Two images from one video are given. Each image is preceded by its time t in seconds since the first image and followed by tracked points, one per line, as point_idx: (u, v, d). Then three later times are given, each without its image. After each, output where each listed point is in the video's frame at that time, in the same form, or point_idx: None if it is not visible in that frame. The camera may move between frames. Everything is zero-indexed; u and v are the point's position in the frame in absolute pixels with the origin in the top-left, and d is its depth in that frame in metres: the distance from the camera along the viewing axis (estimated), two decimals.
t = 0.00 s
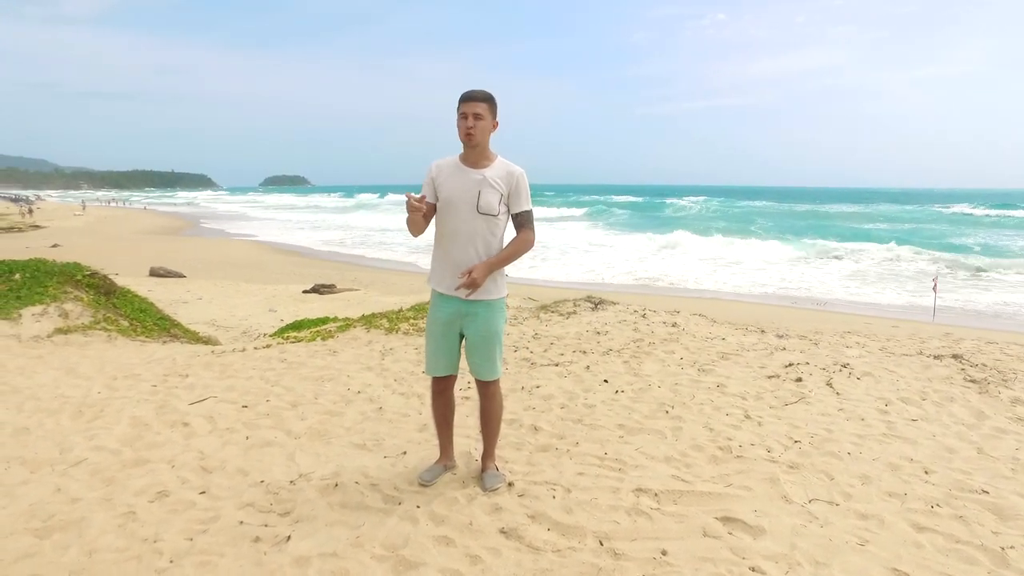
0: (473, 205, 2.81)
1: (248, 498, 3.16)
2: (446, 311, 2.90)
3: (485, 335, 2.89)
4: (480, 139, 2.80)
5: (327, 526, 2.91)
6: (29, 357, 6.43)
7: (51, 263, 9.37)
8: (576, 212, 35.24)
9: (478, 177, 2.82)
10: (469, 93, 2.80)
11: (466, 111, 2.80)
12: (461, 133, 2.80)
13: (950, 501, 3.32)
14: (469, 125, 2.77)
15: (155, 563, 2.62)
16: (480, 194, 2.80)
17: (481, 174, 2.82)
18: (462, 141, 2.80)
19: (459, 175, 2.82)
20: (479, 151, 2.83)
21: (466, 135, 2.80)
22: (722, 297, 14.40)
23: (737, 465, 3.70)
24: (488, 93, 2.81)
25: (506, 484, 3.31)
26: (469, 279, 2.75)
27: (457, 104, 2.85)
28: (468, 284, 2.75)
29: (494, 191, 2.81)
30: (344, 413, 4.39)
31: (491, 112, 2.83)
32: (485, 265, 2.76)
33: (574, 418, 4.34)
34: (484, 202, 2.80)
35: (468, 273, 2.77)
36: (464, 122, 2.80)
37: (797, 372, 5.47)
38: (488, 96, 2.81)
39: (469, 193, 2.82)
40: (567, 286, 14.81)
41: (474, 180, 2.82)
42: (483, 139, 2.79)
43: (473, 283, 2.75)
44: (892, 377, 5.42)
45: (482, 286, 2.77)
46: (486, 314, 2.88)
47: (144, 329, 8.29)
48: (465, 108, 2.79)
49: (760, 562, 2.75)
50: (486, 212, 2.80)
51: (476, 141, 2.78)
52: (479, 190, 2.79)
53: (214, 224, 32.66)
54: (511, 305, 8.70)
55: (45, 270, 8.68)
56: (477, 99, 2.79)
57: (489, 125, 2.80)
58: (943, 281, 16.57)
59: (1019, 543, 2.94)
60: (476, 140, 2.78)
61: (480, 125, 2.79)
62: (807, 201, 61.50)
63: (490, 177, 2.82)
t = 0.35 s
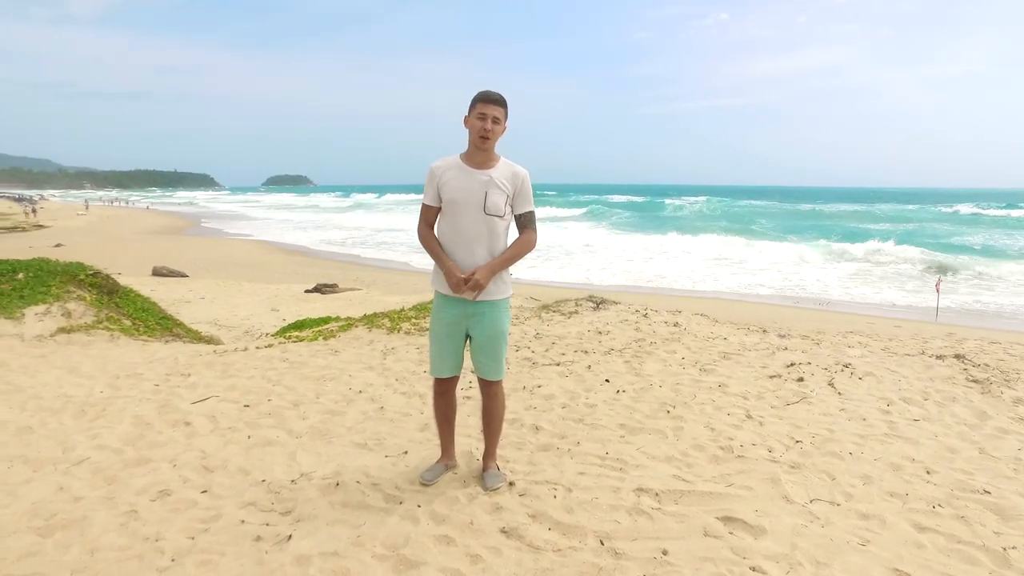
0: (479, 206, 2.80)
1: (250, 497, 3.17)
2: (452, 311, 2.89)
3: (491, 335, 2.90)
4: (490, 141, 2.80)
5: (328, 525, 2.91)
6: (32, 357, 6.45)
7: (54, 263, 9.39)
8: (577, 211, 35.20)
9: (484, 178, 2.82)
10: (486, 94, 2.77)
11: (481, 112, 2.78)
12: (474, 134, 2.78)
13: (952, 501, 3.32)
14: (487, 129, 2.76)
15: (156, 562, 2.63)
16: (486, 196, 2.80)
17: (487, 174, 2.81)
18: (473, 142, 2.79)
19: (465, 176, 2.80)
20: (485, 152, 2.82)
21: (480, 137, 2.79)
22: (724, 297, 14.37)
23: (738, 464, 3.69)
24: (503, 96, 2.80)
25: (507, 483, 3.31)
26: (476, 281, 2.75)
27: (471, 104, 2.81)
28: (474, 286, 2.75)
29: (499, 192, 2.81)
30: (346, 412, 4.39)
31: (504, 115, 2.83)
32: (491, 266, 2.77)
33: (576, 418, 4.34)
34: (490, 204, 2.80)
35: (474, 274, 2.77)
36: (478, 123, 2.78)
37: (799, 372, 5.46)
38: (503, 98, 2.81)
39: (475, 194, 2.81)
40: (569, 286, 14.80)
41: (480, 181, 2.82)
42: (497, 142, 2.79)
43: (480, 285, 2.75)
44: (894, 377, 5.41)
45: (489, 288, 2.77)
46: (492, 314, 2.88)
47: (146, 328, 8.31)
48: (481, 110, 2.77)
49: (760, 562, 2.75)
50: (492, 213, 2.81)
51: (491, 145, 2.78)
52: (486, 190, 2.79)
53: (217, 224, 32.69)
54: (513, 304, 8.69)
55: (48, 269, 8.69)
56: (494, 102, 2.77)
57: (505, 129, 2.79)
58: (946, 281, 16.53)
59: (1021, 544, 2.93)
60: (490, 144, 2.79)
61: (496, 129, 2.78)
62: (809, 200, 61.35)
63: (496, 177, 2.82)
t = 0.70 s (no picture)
0: (488, 208, 2.79)
1: (251, 496, 3.17)
2: (458, 311, 2.88)
3: (496, 335, 2.89)
4: (495, 142, 2.79)
5: (329, 525, 2.91)
6: (33, 356, 6.46)
7: (56, 262, 9.41)
8: (579, 211, 35.17)
9: (493, 179, 2.80)
10: (482, 96, 2.77)
11: (479, 114, 2.77)
12: (474, 136, 2.78)
13: (954, 501, 3.31)
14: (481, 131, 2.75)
15: (158, 561, 2.62)
16: (496, 197, 2.79)
17: (497, 175, 2.80)
18: (476, 144, 2.78)
19: (474, 177, 2.79)
20: (493, 152, 2.81)
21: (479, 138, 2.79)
22: (725, 297, 14.35)
23: (739, 464, 3.69)
24: (502, 95, 2.77)
25: (508, 483, 3.31)
26: (485, 284, 2.74)
27: (470, 107, 2.83)
28: (483, 289, 2.74)
29: (509, 193, 2.80)
30: (347, 412, 4.39)
31: (504, 115, 2.80)
32: (501, 269, 2.76)
33: (577, 418, 4.34)
34: (500, 205, 2.78)
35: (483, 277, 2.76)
36: (476, 126, 2.79)
37: (800, 372, 5.45)
38: (502, 98, 2.77)
39: (484, 195, 2.80)
40: (570, 285, 14.78)
41: (489, 182, 2.80)
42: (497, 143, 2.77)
43: (490, 288, 2.74)
44: (896, 377, 5.40)
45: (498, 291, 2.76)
46: (499, 315, 2.87)
47: (148, 327, 8.32)
48: (478, 112, 2.77)
49: (762, 563, 2.75)
50: (502, 215, 2.79)
51: (489, 145, 2.76)
52: (495, 191, 2.78)
53: (218, 224, 32.67)
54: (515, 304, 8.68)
55: (50, 268, 8.70)
56: (490, 102, 2.76)
57: (503, 130, 2.77)
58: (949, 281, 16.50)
59: None
60: (489, 144, 2.77)
61: (492, 130, 2.76)
62: (811, 200, 61.24)
63: (505, 178, 2.81)
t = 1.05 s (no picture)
0: (489, 209, 2.77)
1: (251, 496, 3.17)
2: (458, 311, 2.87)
3: (497, 338, 2.87)
4: (497, 141, 2.75)
5: (329, 525, 2.91)
6: (34, 356, 6.47)
7: (57, 262, 9.43)
8: (579, 211, 35.19)
9: (496, 179, 2.77)
10: (482, 93, 2.74)
11: (479, 111, 2.75)
12: (475, 135, 2.76)
13: (955, 502, 3.30)
14: (478, 128, 2.72)
15: (157, 561, 2.62)
16: (498, 198, 2.76)
17: (500, 176, 2.77)
18: (476, 142, 2.76)
19: (477, 177, 2.78)
20: (496, 151, 2.77)
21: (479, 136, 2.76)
22: (726, 297, 14.35)
23: (740, 464, 3.68)
24: (502, 92, 2.73)
25: (508, 484, 3.30)
26: (481, 286, 2.72)
27: (472, 104, 2.81)
28: (478, 291, 2.72)
29: (511, 195, 2.76)
30: (347, 412, 4.39)
31: (505, 111, 2.75)
32: (499, 271, 2.73)
33: (577, 417, 4.33)
34: (501, 206, 2.76)
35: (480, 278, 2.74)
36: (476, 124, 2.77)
37: (801, 372, 5.45)
38: (502, 95, 2.73)
39: (487, 196, 2.78)
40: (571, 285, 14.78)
41: (492, 182, 2.77)
42: (497, 141, 2.73)
43: (485, 290, 2.72)
44: (897, 378, 5.39)
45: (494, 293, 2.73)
46: (501, 316, 2.85)
47: (149, 327, 8.33)
48: (477, 109, 2.75)
49: (762, 563, 2.74)
50: (503, 216, 2.77)
51: (488, 143, 2.72)
52: (497, 192, 2.75)
53: (219, 224, 32.69)
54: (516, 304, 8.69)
55: (51, 268, 8.70)
56: (488, 99, 2.72)
57: (502, 128, 2.73)
58: (949, 281, 16.50)
59: None
60: (488, 141, 2.73)
61: (490, 127, 2.72)
62: (812, 199, 61.22)
63: (509, 179, 2.77)
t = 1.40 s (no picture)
0: (492, 210, 2.75)
1: (254, 496, 3.16)
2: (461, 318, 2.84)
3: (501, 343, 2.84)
4: (495, 143, 2.74)
5: (331, 525, 2.90)
6: (37, 355, 6.47)
7: (61, 261, 9.44)
8: (581, 211, 35.16)
9: (496, 180, 2.76)
10: (472, 92, 2.72)
11: (469, 111, 2.73)
12: (467, 135, 2.73)
13: (961, 503, 3.28)
14: (467, 127, 2.71)
15: (159, 562, 2.62)
16: (500, 199, 2.75)
17: (500, 177, 2.76)
18: (468, 143, 2.74)
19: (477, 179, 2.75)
20: (494, 152, 2.76)
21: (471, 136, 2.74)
22: (729, 297, 14.32)
23: (744, 465, 3.67)
24: (493, 90, 2.70)
25: (511, 484, 3.29)
26: (492, 289, 2.71)
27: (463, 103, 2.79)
28: (488, 295, 2.71)
29: (514, 196, 2.76)
30: (349, 411, 4.38)
31: (496, 110, 2.72)
32: (507, 273, 2.74)
33: (580, 418, 4.32)
34: (504, 208, 2.75)
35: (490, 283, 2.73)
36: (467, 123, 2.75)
37: (805, 372, 5.43)
38: (493, 93, 2.71)
39: (488, 197, 2.76)
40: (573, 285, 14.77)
41: (493, 183, 2.76)
42: (488, 140, 2.72)
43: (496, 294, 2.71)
44: (901, 378, 5.36)
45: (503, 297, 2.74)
46: (503, 321, 2.82)
47: (152, 326, 8.34)
48: (468, 108, 2.73)
49: (767, 564, 2.73)
50: (506, 218, 2.76)
51: (479, 142, 2.70)
52: (500, 194, 2.74)
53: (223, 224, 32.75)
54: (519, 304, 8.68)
55: (54, 268, 8.71)
56: (478, 97, 2.70)
57: (494, 126, 2.71)
58: (953, 281, 16.46)
59: None
60: (480, 141, 2.71)
61: (480, 126, 2.70)
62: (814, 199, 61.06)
63: (509, 180, 2.77)
